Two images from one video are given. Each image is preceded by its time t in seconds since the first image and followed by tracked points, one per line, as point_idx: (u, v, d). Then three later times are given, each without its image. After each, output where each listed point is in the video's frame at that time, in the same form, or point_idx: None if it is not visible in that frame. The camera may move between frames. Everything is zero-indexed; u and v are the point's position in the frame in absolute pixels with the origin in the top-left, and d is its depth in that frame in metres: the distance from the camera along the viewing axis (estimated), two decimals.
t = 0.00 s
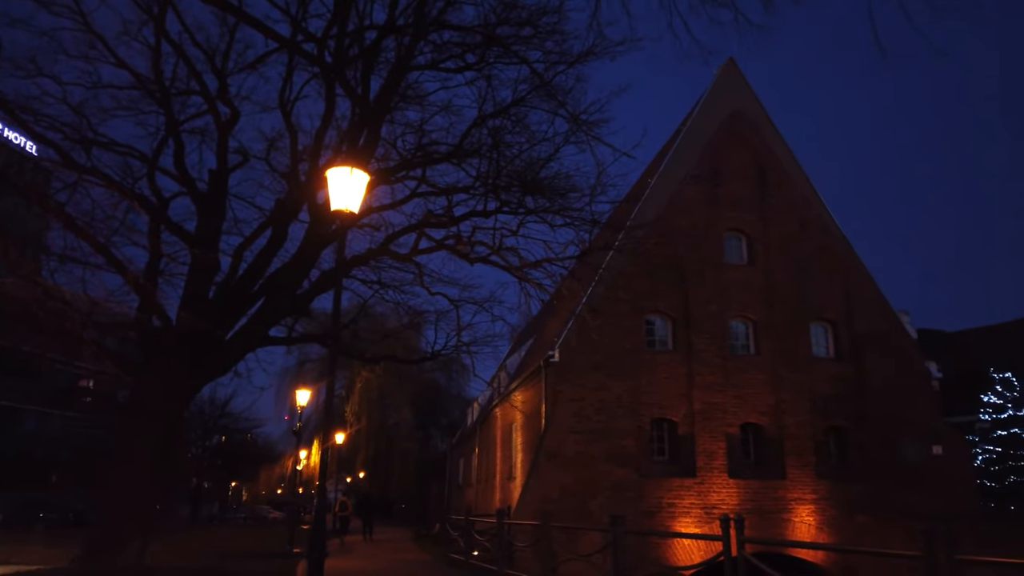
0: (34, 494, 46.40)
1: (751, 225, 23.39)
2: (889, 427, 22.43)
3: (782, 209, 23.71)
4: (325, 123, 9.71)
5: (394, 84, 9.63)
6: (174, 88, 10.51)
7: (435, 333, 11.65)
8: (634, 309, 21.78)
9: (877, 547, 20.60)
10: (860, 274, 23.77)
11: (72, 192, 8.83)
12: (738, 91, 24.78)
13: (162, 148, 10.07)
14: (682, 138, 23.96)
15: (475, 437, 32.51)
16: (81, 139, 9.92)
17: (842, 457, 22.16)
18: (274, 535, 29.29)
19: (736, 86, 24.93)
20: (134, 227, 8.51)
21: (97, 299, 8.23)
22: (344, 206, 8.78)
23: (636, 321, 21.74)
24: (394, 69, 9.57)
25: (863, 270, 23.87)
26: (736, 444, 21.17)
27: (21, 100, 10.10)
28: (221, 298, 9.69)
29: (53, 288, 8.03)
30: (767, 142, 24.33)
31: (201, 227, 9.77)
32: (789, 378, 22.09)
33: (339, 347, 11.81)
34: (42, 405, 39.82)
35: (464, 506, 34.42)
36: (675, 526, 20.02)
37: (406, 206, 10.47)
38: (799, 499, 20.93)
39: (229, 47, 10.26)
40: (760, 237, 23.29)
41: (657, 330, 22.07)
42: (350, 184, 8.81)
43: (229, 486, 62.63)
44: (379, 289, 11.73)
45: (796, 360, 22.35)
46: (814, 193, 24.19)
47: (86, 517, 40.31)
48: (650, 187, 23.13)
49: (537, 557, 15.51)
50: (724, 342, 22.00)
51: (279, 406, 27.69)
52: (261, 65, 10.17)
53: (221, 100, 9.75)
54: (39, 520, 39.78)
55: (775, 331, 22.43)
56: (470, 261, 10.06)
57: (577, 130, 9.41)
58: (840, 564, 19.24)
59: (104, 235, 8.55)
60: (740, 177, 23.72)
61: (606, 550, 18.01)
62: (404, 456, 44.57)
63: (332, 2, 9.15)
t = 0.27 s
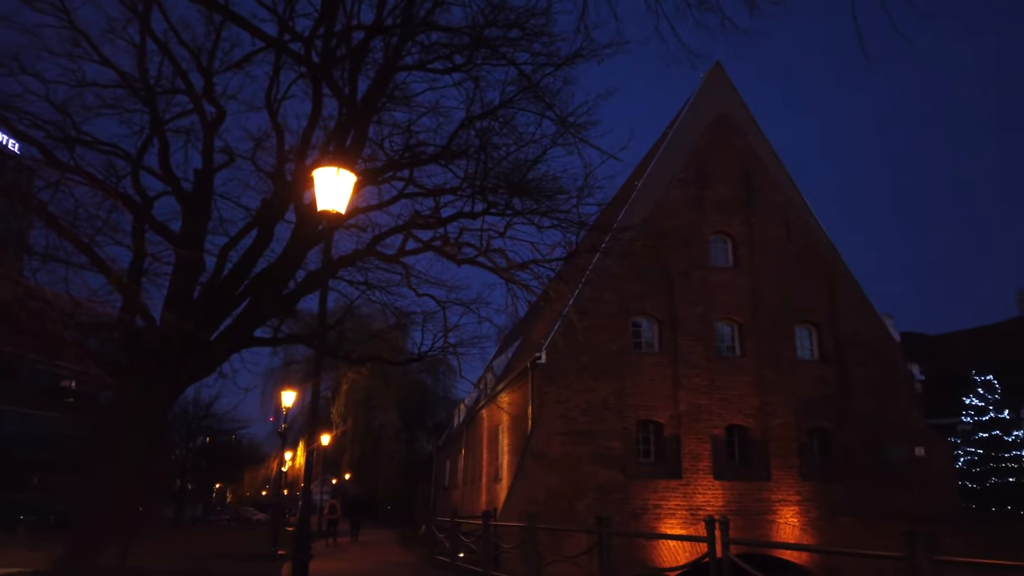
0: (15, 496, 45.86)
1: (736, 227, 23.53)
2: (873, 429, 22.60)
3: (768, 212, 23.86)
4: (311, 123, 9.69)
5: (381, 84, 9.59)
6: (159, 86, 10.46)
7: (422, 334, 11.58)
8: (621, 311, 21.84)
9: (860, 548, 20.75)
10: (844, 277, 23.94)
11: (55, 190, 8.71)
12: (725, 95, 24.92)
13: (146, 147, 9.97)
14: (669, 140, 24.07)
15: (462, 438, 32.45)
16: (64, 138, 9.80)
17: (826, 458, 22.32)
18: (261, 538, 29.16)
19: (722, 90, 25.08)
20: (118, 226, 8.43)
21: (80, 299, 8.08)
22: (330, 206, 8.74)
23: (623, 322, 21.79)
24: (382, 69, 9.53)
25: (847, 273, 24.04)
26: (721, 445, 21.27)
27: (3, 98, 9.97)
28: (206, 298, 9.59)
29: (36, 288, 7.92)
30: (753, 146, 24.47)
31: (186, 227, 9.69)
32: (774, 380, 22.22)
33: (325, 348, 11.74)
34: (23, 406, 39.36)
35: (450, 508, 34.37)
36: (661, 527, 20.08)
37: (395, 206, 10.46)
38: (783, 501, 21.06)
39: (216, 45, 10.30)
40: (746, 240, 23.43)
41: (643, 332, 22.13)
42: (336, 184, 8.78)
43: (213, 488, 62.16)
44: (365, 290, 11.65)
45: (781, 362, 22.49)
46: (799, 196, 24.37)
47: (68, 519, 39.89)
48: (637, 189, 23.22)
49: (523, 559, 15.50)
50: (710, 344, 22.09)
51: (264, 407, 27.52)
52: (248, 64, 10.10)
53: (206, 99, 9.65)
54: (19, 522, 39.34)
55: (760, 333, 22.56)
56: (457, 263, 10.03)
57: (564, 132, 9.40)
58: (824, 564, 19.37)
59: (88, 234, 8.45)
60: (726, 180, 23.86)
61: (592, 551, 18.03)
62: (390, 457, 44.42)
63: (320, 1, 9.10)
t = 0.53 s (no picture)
0: None
1: (723, 228, 23.64)
2: (858, 429, 22.77)
3: (754, 213, 23.98)
4: (298, 121, 9.63)
5: (369, 83, 9.52)
6: (145, 83, 10.26)
7: (409, 333, 11.48)
8: (608, 311, 21.89)
9: (844, 547, 20.90)
10: (830, 278, 24.09)
11: (38, 188, 8.55)
12: (712, 96, 25.02)
13: (130, 145, 9.76)
14: (657, 141, 24.15)
15: (449, 438, 32.42)
16: (47, 134, 9.66)
17: (811, 457, 22.48)
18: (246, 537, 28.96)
19: (710, 91, 25.17)
20: (103, 224, 8.33)
21: (61, 296, 7.77)
22: (317, 204, 8.70)
23: (610, 322, 21.85)
24: (370, 67, 9.46)
25: (832, 274, 24.19)
26: (707, 445, 21.36)
27: None
28: (191, 296, 9.53)
29: (18, 286, 7.79)
30: (740, 147, 24.58)
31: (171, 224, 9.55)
32: (760, 380, 22.34)
33: (312, 347, 11.68)
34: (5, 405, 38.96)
35: (437, 507, 34.35)
36: (647, 526, 20.15)
37: (382, 204, 10.40)
38: (769, 500, 21.18)
39: (200, 43, 9.95)
40: (732, 240, 23.54)
41: (630, 332, 22.19)
42: (324, 182, 8.74)
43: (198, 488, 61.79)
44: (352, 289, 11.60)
45: (767, 363, 22.61)
46: (786, 197, 24.50)
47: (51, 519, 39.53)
48: (624, 190, 23.28)
49: (509, 558, 15.51)
50: (697, 344, 22.17)
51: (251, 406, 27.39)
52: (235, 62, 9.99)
53: (192, 96, 9.56)
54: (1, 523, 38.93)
55: (746, 333, 22.68)
56: (445, 262, 9.98)
57: (553, 132, 9.39)
58: (809, 563, 19.49)
59: (72, 232, 8.34)
60: (713, 181, 23.97)
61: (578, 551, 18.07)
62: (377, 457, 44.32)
63: None
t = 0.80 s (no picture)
0: None
1: (711, 229, 23.74)
2: (843, 429, 22.94)
3: (742, 214, 24.10)
4: (286, 120, 9.59)
5: (357, 81, 9.49)
6: (132, 80, 10.20)
7: (397, 333, 11.42)
8: (596, 311, 21.94)
9: (830, 546, 21.05)
10: (816, 279, 24.25)
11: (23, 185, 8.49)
12: (701, 97, 25.13)
13: (117, 143, 9.70)
14: (646, 142, 24.22)
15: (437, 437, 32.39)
16: (33, 131, 9.57)
17: (797, 457, 22.62)
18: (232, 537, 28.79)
19: (698, 93, 25.27)
20: (89, 222, 8.29)
21: (47, 295, 7.73)
22: (305, 203, 8.67)
23: (598, 322, 21.89)
24: (359, 66, 9.43)
25: (818, 275, 24.34)
26: (694, 445, 21.45)
27: None
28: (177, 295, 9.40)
29: (2, 285, 7.73)
30: (728, 148, 24.70)
31: (157, 223, 9.49)
32: (747, 380, 22.45)
33: (300, 346, 11.64)
34: None
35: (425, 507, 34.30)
36: (634, 526, 20.21)
37: (371, 204, 10.37)
38: (755, 500, 21.31)
39: (188, 40, 9.90)
40: (720, 241, 23.65)
41: (618, 332, 22.25)
42: (311, 181, 8.71)
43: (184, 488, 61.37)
44: (340, 288, 11.55)
45: (754, 363, 22.73)
46: (773, 199, 24.63)
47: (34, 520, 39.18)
48: (613, 190, 23.33)
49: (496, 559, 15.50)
50: (684, 345, 22.26)
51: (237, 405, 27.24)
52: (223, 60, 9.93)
53: (179, 94, 9.48)
54: None
55: (733, 333, 22.79)
56: (433, 262, 9.96)
57: (542, 132, 9.38)
58: (794, 563, 19.62)
59: (57, 230, 8.30)
60: (702, 182, 24.08)
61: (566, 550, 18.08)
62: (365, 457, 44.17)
63: None
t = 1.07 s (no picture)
0: None
1: (699, 230, 23.84)
2: (830, 429, 23.09)
3: (730, 215, 24.21)
4: (275, 118, 9.52)
5: (346, 80, 9.45)
6: (119, 77, 10.11)
7: (386, 332, 11.35)
8: (585, 311, 21.96)
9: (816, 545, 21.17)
10: (803, 280, 24.38)
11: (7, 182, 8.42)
12: (689, 99, 25.24)
13: (103, 140, 9.63)
14: (635, 143, 24.28)
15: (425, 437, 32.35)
16: (18, 127, 9.48)
17: (783, 457, 22.75)
18: (218, 538, 28.58)
19: (687, 94, 25.36)
20: (74, 220, 8.23)
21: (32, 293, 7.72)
22: (293, 202, 8.63)
23: (587, 323, 21.93)
24: (348, 65, 9.39)
25: (805, 277, 24.47)
26: (682, 445, 21.52)
27: None
28: (165, 293, 9.10)
29: None
30: (716, 149, 24.80)
31: (144, 220, 9.40)
32: (734, 381, 22.55)
33: (287, 346, 11.57)
34: None
35: (413, 507, 34.26)
36: (622, 526, 20.26)
37: (360, 203, 10.32)
38: (742, 499, 21.41)
39: (176, 37, 9.83)
40: (708, 242, 23.73)
41: (607, 333, 22.29)
42: (300, 180, 8.68)
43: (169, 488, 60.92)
44: (328, 287, 11.48)
45: (741, 363, 22.82)
46: (761, 200, 24.77)
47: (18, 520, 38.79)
48: (602, 191, 23.38)
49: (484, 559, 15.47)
50: (672, 345, 22.33)
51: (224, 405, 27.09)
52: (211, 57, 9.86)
53: (167, 91, 9.34)
54: None
55: (720, 334, 22.89)
56: (422, 261, 9.91)
57: (531, 132, 9.38)
58: (780, 562, 19.73)
59: (42, 228, 8.23)
60: (690, 183, 24.18)
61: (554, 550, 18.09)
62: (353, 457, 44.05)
63: None
